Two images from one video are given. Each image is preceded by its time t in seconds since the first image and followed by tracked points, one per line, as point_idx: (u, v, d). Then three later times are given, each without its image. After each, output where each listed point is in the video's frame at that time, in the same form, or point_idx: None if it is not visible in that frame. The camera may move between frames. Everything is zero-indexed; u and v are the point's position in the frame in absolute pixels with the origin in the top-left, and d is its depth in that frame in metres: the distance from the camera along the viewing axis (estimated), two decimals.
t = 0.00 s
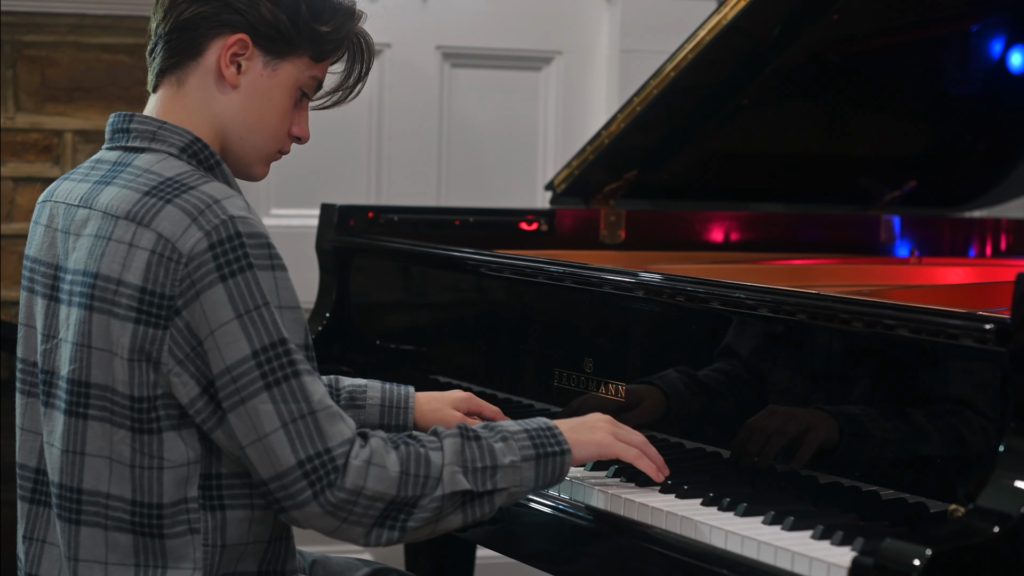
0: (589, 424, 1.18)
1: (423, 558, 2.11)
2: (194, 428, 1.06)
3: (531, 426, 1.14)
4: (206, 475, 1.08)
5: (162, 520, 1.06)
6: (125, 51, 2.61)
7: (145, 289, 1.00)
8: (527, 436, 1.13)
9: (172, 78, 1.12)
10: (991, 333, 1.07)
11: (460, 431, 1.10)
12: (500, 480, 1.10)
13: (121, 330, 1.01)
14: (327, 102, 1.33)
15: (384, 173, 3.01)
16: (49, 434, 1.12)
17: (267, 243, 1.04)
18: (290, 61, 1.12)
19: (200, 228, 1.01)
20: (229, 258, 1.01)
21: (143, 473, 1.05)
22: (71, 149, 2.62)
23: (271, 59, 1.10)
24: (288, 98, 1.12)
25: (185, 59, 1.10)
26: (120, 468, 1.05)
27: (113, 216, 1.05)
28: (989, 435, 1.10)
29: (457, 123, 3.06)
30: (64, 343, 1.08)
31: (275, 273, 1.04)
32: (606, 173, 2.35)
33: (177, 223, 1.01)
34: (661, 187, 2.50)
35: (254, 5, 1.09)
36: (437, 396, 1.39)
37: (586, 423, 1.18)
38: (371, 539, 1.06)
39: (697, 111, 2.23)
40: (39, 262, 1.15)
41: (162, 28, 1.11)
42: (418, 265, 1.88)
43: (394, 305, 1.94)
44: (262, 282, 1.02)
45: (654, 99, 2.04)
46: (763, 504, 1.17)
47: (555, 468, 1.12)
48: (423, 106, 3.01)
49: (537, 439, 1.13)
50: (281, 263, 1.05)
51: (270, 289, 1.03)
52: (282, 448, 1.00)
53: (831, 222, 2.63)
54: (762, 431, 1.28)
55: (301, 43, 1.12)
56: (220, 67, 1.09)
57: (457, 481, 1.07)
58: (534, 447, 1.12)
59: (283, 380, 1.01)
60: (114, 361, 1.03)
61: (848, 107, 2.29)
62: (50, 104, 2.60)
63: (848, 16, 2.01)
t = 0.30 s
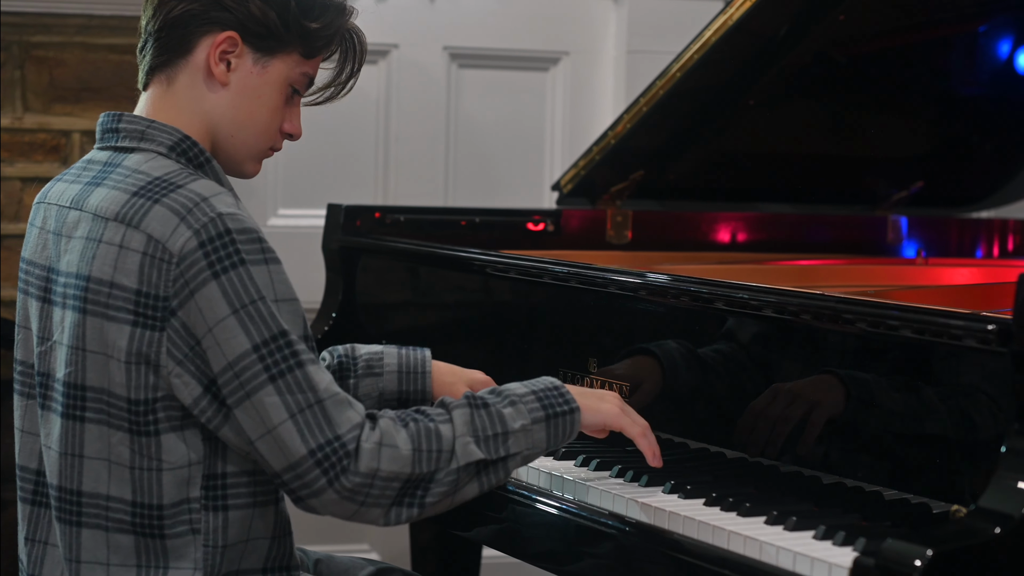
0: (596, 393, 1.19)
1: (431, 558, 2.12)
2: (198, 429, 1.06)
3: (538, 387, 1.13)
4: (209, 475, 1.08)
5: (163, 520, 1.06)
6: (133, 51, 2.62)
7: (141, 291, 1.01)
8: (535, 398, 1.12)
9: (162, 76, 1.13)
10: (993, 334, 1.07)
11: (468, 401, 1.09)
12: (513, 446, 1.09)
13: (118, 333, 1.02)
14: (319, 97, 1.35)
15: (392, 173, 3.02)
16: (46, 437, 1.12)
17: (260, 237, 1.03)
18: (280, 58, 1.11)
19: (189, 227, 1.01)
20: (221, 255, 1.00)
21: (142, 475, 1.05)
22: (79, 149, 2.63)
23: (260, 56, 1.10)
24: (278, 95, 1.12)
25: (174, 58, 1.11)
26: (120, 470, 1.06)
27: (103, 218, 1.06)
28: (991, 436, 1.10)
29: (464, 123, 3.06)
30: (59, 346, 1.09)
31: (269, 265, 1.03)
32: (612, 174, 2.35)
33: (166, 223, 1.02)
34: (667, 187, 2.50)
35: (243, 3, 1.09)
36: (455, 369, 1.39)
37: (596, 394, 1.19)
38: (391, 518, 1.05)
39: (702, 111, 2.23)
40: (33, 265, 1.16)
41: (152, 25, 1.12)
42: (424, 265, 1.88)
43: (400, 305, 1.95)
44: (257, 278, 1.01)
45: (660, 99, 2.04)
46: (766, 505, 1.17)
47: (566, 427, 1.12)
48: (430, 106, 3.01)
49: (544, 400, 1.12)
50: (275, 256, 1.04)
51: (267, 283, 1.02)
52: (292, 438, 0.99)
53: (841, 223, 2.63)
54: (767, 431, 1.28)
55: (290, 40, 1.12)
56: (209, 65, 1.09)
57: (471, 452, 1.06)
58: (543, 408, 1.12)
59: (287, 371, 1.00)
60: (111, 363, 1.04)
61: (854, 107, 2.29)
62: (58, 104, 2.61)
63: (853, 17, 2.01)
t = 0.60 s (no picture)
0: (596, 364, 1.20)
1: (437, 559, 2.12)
2: (201, 428, 1.07)
3: (539, 353, 1.13)
4: (213, 471, 1.08)
5: (166, 518, 1.07)
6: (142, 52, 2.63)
7: (136, 293, 1.02)
8: (537, 362, 1.12)
9: (153, 75, 1.13)
10: (996, 335, 1.07)
11: (473, 375, 1.08)
12: (520, 415, 1.09)
13: (116, 335, 1.03)
14: (311, 93, 1.33)
15: (400, 174, 3.02)
16: (44, 440, 1.13)
17: (252, 233, 1.03)
18: (271, 56, 1.11)
19: (179, 227, 1.01)
20: (213, 254, 1.01)
21: (144, 476, 1.06)
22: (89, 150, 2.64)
23: (251, 55, 1.10)
24: (269, 93, 1.12)
25: (165, 56, 1.11)
26: (120, 472, 1.07)
27: (95, 221, 1.07)
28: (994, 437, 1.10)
29: (472, 124, 3.06)
30: (55, 350, 1.10)
31: (263, 261, 1.03)
32: (619, 174, 2.35)
33: (156, 224, 1.02)
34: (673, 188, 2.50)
35: (233, 2, 1.09)
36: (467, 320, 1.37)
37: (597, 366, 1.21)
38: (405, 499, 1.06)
39: (709, 112, 2.23)
40: (29, 267, 1.17)
41: (142, 24, 1.12)
42: (430, 266, 1.88)
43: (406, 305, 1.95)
44: (252, 274, 1.02)
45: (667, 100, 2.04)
46: (770, 505, 1.17)
47: (568, 392, 1.12)
48: (438, 107, 3.01)
49: (547, 365, 1.12)
50: (269, 251, 1.04)
51: (264, 281, 1.03)
52: (299, 431, 1.00)
53: (850, 224, 2.62)
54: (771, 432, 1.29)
55: (280, 38, 1.11)
56: (200, 63, 1.09)
57: (480, 425, 1.06)
58: (546, 374, 1.12)
59: (290, 365, 1.00)
60: (108, 366, 1.05)
61: (861, 108, 2.29)
62: (67, 105, 2.62)
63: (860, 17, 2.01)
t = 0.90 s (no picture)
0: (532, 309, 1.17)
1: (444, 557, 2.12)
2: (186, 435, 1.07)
3: (484, 338, 1.12)
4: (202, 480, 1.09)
5: (159, 526, 1.07)
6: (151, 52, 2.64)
7: (125, 300, 1.02)
8: (484, 348, 1.11)
9: (150, 79, 1.13)
10: (999, 336, 1.07)
11: (426, 375, 1.09)
12: (477, 405, 1.09)
13: (102, 341, 1.03)
14: (309, 94, 1.33)
15: (408, 175, 3.03)
16: (41, 443, 1.14)
17: (243, 245, 1.04)
18: (268, 59, 1.12)
19: (172, 236, 1.01)
20: (204, 265, 1.01)
21: (135, 482, 1.07)
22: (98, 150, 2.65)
23: (249, 58, 1.11)
24: (267, 96, 1.13)
25: (162, 59, 1.11)
26: (113, 478, 1.07)
27: (89, 225, 1.07)
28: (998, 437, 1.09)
29: (480, 124, 3.06)
30: (51, 354, 1.10)
31: (253, 275, 1.04)
32: (626, 174, 2.36)
33: (150, 231, 1.02)
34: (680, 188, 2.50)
35: (229, 4, 1.09)
36: (404, 279, 1.39)
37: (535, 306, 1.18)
38: (376, 509, 1.07)
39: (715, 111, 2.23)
40: (26, 270, 1.17)
41: (140, 27, 1.12)
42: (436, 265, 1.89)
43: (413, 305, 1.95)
44: (242, 287, 1.02)
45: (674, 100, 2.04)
46: (773, 505, 1.17)
47: (521, 368, 1.12)
48: (446, 107, 3.02)
49: (493, 348, 1.11)
50: (259, 264, 1.05)
51: (253, 294, 1.03)
52: (276, 451, 1.00)
53: (857, 224, 2.61)
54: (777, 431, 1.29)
55: (277, 40, 1.12)
56: (198, 67, 1.09)
57: (441, 424, 1.07)
58: (494, 357, 1.11)
59: (270, 383, 1.01)
60: (98, 372, 1.05)
61: (867, 108, 2.28)
62: (76, 105, 2.63)
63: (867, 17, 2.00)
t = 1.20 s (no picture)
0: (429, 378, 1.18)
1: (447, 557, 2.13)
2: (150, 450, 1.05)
3: (393, 412, 1.14)
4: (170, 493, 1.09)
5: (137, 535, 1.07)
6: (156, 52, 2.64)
7: (102, 307, 0.99)
8: (394, 426, 1.12)
9: (151, 86, 1.12)
10: (998, 336, 1.07)
11: (344, 442, 1.10)
12: (384, 479, 1.11)
13: (77, 348, 1.00)
14: (308, 100, 1.33)
15: (413, 175, 3.03)
16: (30, 449, 1.13)
17: (234, 271, 1.03)
18: (269, 68, 1.13)
19: (167, 253, 0.99)
20: (192, 288, 1.00)
21: (108, 493, 1.05)
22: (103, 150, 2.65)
23: (249, 66, 1.11)
24: (267, 104, 1.14)
25: (162, 67, 1.10)
26: (88, 488, 1.06)
27: (86, 234, 1.05)
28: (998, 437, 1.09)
29: (484, 125, 3.06)
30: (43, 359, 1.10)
31: (237, 304, 1.03)
32: (629, 174, 2.36)
33: (144, 246, 1.00)
34: (683, 188, 2.50)
35: (232, 14, 1.10)
36: (327, 363, 1.41)
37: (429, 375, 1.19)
38: (277, 568, 1.06)
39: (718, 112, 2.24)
40: (20, 274, 1.16)
41: (140, 33, 1.11)
42: (440, 266, 1.89)
43: (416, 306, 1.96)
44: (222, 315, 1.01)
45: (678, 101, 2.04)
46: (773, 505, 1.17)
47: (423, 449, 1.14)
48: (451, 107, 3.02)
49: (403, 424, 1.13)
50: (245, 295, 1.04)
51: (231, 323, 1.02)
52: (207, 489, 0.99)
53: (863, 224, 2.59)
54: (778, 432, 1.29)
55: (279, 50, 1.13)
56: (199, 75, 1.09)
57: (353, 495, 1.08)
58: (404, 434, 1.13)
59: (221, 419, 1.00)
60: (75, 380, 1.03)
61: (871, 109, 2.28)
62: (80, 105, 2.63)
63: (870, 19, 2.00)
